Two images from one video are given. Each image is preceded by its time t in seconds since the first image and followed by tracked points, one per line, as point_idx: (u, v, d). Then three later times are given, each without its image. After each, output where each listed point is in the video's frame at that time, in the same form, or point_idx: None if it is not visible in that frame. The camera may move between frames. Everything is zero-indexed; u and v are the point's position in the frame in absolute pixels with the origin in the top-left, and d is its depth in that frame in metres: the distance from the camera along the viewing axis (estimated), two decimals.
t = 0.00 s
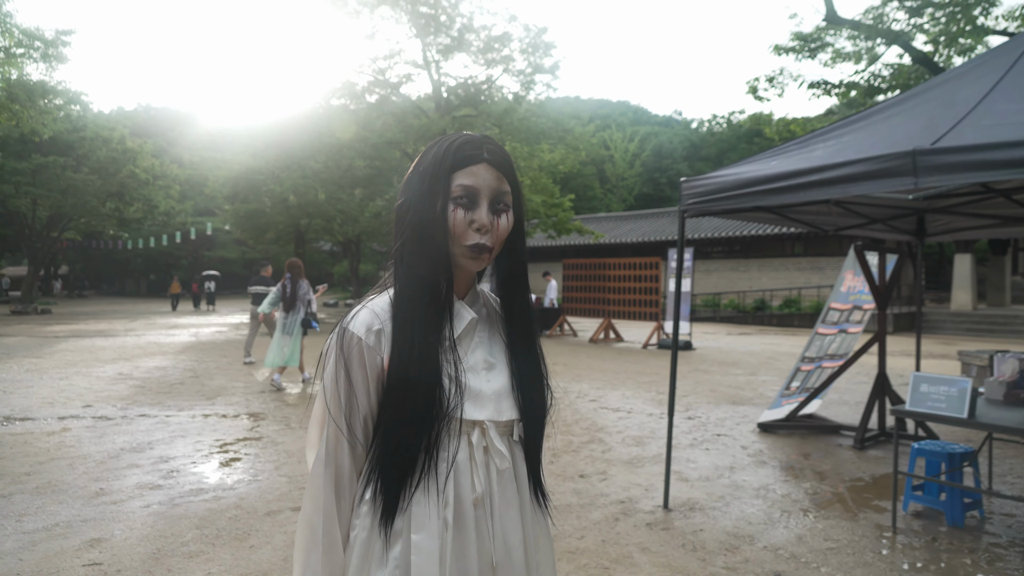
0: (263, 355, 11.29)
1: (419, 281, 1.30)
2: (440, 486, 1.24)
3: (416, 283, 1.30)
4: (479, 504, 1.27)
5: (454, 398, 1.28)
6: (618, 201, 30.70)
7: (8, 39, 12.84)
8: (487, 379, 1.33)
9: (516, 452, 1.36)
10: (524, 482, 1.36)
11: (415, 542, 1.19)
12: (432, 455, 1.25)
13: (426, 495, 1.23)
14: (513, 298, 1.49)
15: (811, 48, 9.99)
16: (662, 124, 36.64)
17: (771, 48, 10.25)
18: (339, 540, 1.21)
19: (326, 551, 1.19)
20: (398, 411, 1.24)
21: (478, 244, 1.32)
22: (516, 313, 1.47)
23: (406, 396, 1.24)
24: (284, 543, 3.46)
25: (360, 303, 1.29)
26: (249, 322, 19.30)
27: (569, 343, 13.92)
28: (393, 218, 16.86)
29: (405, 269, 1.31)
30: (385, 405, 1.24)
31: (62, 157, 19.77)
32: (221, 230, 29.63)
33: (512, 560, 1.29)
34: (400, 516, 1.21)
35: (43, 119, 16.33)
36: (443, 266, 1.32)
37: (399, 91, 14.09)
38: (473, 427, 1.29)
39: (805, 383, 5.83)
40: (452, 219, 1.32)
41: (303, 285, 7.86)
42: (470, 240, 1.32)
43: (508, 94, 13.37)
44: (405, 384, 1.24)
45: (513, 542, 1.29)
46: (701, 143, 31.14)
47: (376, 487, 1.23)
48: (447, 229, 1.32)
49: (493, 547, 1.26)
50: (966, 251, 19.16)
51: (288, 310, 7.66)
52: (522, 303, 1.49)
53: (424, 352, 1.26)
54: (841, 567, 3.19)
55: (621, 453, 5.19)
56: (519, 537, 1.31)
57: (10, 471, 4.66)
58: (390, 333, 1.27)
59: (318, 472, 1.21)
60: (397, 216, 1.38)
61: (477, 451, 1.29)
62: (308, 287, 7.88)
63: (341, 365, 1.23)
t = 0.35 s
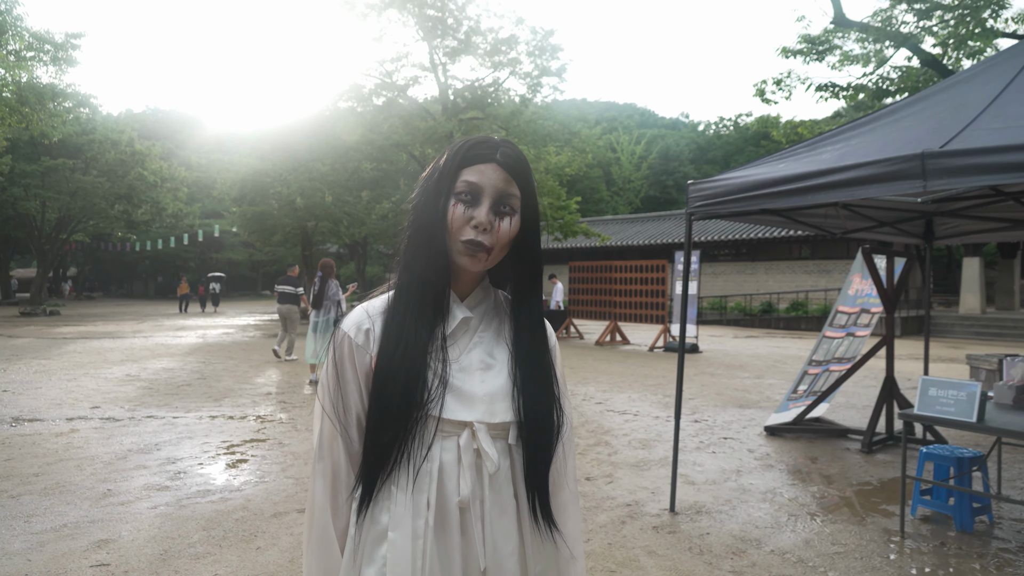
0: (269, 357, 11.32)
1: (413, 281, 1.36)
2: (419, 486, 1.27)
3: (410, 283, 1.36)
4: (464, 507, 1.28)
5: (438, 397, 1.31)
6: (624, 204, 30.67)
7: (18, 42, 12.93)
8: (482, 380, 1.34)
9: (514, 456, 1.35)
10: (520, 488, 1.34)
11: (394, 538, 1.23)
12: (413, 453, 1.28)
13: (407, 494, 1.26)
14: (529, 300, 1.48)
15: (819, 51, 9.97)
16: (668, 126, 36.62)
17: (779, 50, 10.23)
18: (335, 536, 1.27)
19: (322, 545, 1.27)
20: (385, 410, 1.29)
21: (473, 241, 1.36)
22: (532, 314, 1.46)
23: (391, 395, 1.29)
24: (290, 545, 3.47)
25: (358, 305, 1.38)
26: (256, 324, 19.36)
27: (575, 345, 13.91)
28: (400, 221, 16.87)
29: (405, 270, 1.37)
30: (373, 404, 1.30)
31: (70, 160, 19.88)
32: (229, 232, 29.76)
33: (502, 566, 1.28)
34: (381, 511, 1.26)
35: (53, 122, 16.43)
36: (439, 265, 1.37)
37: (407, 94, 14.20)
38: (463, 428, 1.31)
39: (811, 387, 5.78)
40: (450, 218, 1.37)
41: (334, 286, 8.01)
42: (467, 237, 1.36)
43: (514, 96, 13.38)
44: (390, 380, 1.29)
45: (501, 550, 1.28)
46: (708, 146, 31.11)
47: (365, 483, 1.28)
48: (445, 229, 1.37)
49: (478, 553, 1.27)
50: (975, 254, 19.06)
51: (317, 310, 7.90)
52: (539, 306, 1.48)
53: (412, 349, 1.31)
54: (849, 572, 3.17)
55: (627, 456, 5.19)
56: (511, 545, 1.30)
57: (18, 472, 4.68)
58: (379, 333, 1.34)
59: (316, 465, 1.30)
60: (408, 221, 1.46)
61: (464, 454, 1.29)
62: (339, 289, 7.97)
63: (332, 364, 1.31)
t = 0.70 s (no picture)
0: (270, 357, 11.31)
1: (421, 278, 1.38)
2: (414, 485, 1.28)
3: (417, 281, 1.38)
4: (456, 507, 1.28)
5: (436, 393, 1.32)
6: (625, 205, 30.68)
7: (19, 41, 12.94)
8: (481, 379, 1.34)
9: (511, 457, 1.34)
10: (517, 490, 1.34)
11: (388, 536, 1.24)
12: (407, 451, 1.30)
13: (403, 490, 1.27)
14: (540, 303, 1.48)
15: (819, 52, 9.97)
16: (669, 127, 36.65)
17: (780, 52, 10.23)
18: (336, 531, 1.29)
19: (325, 539, 1.29)
20: (384, 406, 1.30)
21: (478, 239, 1.37)
22: (539, 316, 1.46)
23: (390, 392, 1.30)
24: (289, 544, 3.47)
25: (364, 303, 1.41)
26: (256, 323, 19.36)
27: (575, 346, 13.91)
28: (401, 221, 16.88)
29: (413, 269, 1.40)
30: (373, 399, 1.31)
31: (71, 159, 19.90)
32: (229, 232, 29.79)
33: (496, 567, 1.27)
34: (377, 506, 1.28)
35: (54, 121, 16.41)
36: (447, 263, 1.39)
37: (407, 94, 14.17)
38: (459, 428, 1.31)
39: (811, 388, 5.78)
40: (458, 217, 1.40)
41: (367, 289, 9.14)
42: (472, 235, 1.38)
43: (514, 96, 13.42)
44: (388, 375, 1.31)
45: (496, 552, 1.27)
46: (709, 147, 31.14)
47: (363, 480, 1.30)
48: (454, 227, 1.40)
49: (472, 554, 1.27)
50: (976, 256, 19.06)
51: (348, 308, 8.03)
52: (547, 309, 1.48)
53: (414, 344, 1.33)
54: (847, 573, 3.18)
55: (627, 456, 5.19)
56: (505, 547, 1.29)
57: (17, 471, 4.69)
58: (381, 330, 1.36)
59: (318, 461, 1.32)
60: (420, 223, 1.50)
61: (460, 453, 1.30)
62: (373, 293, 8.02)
63: (335, 360, 1.34)
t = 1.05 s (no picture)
0: (265, 356, 11.28)
1: (425, 274, 1.38)
2: (413, 481, 1.28)
3: (421, 277, 1.38)
4: (455, 503, 1.28)
5: (436, 390, 1.32)
6: (621, 203, 30.70)
7: (11, 39, 12.83)
8: (479, 376, 1.33)
9: (510, 454, 1.34)
10: (515, 487, 1.34)
11: (387, 531, 1.24)
12: (407, 446, 1.30)
13: (402, 485, 1.27)
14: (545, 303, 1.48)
15: (814, 50, 9.98)
16: (665, 125, 36.69)
17: (775, 49, 10.24)
18: (337, 527, 1.30)
19: (326, 535, 1.29)
20: (384, 401, 1.30)
21: (481, 238, 1.38)
22: (543, 317, 1.46)
23: (391, 388, 1.30)
24: (285, 543, 3.47)
25: (365, 297, 1.41)
26: (252, 323, 19.33)
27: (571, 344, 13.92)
28: (397, 219, 16.83)
29: (417, 265, 1.41)
30: (372, 394, 1.32)
31: (65, 158, 19.80)
32: (225, 231, 29.72)
33: (494, 564, 1.27)
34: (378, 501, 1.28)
35: (47, 120, 16.31)
36: (450, 260, 1.40)
37: (403, 92, 14.07)
38: (457, 425, 1.31)
39: (807, 385, 5.79)
40: (465, 216, 1.41)
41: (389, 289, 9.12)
42: (476, 233, 1.38)
43: (510, 94, 13.42)
44: (389, 369, 1.31)
45: (495, 548, 1.27)
46: (704, 144, 31.18)
47: (362, 475, 1.30)
48: (461, 226, 1.40)
49: (471, 550, 1.27)
50: (970, 253, 19.13)
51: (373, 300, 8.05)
52: (552, 311, 1.48)
53: (415, 340, 1.33)
54: (843, 569, 3.19)
55: (623, 454, 5.20)
56: (504, 545, 1.28)
57: (13, 471, 4.67)
58: (381, 325, 1.36)
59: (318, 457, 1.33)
60: (428, 222, 1.51)
61: (459, 449, 1.30)
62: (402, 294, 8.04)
63: (335, 356, 1.34)
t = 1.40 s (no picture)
0: (262, 354, 11.26)
1: (425, 272, 1.38)
2: (412, 478, 1.27)
3: (421, 274, 1.38)
4: (454, 499, 1.27)
5: (435, 387, 1.32)
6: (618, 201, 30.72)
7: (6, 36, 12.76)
8: (478, 373, 1.32)
9: (508, 451, 1.33)
10: (513, 484, 1.33)
11: (384, 528, 1.24)
12: (406, 443, 1.30)
13: (399, 481, 1.27)
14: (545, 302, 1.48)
15: (811, 48, 9.98)
16: (662, 124, 36.71)
17: (771, 47, 10.23)
18: (337, 523, 1.30)
19: (326, 531, 1.30)
20: (383, 398, 1.30)
21: (482, 238, 1.37)
22: (544, 317, 1.46)
23: (390, 384, 1.30)
24: (281, 542, 3.46)
25: (365, 294, 1.41)
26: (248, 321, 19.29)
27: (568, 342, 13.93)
28: (394, 217, 16.79)
29: (418, 262, 1.40)
30: (370, 390, 1.31)
31: (61, 156, 19.71)
32: (221, 229, 29.65)
33: (493, 561, 1.26)
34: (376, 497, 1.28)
35: (42, 117, 16.25)
36: (451, 259, 1.39)
37: (400, 90, 14.05)
38: (456, 421, 1.30)
39: (803, 383, 5.79)
40: (468, 215, 1.40)
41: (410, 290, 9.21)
42: (478, 232, 1.38)
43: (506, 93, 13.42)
44: (387, 366, 1.31)
45: (493, 544, 1.27)
46: (701, 143, 31.20)
47: (362, 472, 1.30)
48: (462, 225, 1.40)
49: (469, 547, 1.26)
50: (966, 252, 19.18)
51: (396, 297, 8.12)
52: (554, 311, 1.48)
53: (415, 336, 1.32)
54: (840, 567, 3.19)
55: (620, 452, 5.20)
56: (502, 541, 1.28)
57: (8, 469, 4.66)
58: (380, 322, 1.36)
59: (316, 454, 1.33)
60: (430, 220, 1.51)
61: (457, 447, 1.29)
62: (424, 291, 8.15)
63: (334, 351, 1.34)
